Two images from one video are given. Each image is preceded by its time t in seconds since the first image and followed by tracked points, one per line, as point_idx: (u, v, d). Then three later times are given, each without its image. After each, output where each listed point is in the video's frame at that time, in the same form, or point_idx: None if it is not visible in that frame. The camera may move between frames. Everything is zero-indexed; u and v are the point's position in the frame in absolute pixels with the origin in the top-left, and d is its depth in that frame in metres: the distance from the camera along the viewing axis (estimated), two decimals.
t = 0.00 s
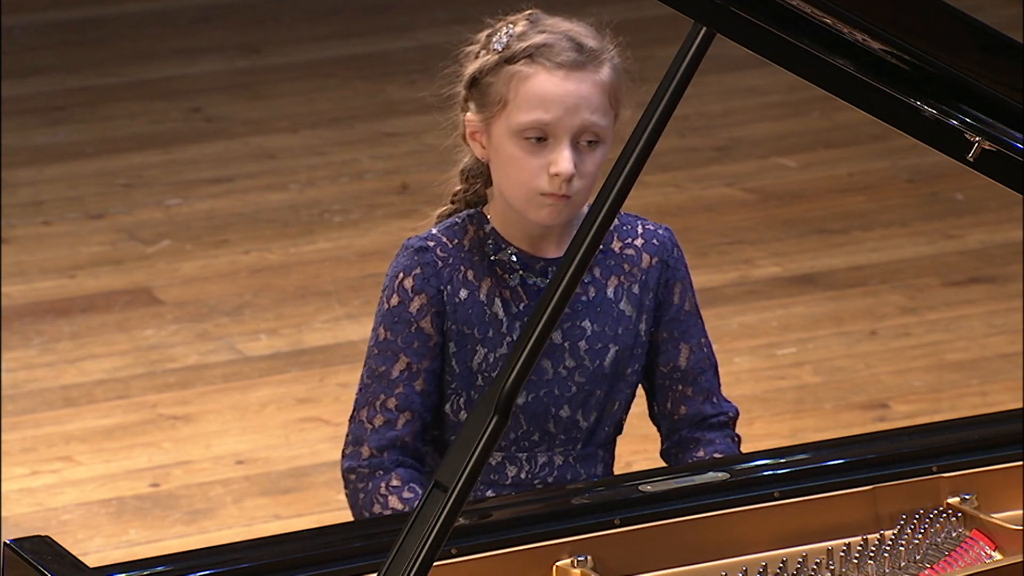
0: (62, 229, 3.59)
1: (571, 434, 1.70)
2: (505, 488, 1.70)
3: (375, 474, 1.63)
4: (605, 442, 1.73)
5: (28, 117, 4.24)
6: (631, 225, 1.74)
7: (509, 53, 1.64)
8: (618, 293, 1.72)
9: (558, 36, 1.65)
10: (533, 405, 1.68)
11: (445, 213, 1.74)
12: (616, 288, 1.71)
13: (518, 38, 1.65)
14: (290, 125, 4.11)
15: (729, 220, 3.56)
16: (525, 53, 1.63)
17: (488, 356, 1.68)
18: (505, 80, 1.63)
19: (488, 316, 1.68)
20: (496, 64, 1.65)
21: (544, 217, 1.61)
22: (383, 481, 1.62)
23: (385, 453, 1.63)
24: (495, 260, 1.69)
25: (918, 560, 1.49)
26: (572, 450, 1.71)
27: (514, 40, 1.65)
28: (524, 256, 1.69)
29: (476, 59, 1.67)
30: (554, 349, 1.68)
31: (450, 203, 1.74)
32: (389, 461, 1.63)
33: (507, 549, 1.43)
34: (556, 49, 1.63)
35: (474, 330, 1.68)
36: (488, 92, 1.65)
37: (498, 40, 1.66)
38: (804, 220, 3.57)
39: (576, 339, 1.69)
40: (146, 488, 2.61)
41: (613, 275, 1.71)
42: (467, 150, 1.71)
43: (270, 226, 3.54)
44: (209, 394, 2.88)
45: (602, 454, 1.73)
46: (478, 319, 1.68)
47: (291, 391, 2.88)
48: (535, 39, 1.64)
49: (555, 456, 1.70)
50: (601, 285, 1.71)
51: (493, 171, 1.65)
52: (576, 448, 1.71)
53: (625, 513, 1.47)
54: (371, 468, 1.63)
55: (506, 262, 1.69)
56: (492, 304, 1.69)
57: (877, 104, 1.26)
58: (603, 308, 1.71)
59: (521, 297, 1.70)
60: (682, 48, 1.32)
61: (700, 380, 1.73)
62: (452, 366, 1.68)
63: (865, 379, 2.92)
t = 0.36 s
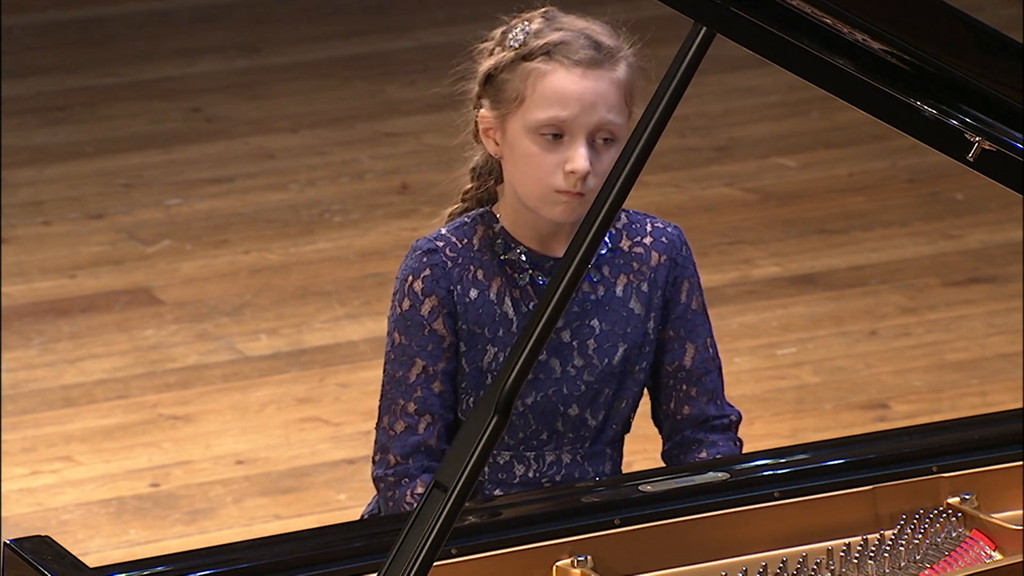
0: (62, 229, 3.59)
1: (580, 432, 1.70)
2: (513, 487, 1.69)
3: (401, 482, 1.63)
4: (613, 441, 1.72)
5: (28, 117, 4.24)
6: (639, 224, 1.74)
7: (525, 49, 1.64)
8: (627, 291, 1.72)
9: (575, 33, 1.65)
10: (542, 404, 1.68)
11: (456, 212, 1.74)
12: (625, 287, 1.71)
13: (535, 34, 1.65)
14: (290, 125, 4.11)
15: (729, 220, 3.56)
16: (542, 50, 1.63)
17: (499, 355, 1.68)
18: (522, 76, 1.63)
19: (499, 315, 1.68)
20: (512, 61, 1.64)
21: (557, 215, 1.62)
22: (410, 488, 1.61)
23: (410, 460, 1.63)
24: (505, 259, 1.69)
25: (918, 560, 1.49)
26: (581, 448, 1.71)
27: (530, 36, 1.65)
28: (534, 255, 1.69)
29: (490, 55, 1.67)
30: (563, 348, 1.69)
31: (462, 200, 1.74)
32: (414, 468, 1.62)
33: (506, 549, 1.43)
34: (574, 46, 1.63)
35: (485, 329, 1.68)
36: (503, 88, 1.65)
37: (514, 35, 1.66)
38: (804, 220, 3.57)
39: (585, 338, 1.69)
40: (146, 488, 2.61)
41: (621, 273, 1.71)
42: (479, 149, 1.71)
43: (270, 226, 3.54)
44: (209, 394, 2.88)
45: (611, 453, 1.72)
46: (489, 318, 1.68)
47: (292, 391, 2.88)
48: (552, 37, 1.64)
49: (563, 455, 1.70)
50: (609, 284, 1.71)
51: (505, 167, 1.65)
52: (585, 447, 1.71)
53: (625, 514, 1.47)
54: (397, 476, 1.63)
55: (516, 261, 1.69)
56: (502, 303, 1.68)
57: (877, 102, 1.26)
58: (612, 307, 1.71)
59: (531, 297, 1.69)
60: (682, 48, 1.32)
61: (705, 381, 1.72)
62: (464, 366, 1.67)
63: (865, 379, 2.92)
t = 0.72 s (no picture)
0: (62, 229, 3.59)
1: (590, 428, 1.70)
2: (524, 483, 1.69)
3: (406, 477, 1.62)
4: (624, 438, 1.72)
5: (27, 117, 4.24)
6: (649, 221, 1.74)
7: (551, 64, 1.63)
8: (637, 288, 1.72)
9: (602, 52, 1.63)
10: (551, 400, 1.69)
11: (472, 199, 1.75)
12: (635, 283, 1.71)
13: (561, 49, 1.64)
14: (290, 125, 4.11)
15: (729, 220, 3.56)
16: (567, 67, 1.62)
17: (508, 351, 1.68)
18: (544, 90, 1.62)
19: (507, 311, 1.69)
20: (536, 73, 1.64)
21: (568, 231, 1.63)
22: (415, 483, 1.61)
23: (415, 455, 1.62)
24: (513, 255, 1.69)
25: (918, 560, 1.49)
26: (591, 444, 1.71)
27: (557, 50, 1.64)
28: (542, 251, 1.69)
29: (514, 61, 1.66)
30: (573, 344, 1.69)
31: (478, 188, 1.75)
32: (420, 464, 1.62)
33: (507, 549, 1.43)
34: (599, 67, 1.62)
35: (493, 325, 1.68)
36: (524, 98, 1.64)
37: (540, 45, 1.65)
38: (804, 220, 3.57)
39: (594, 334, 1.70)
40: (146, 488, 2.61)
41: (632, 270, 1.71)
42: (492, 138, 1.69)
43: (271, 225, 3.54)
44: (209, 394, 2.88)
45: (622, 450, 1.72)
46: (497, 313, 1.68)
47: (291, 391, 2.88)
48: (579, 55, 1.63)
49: (573, 451, 1.70)
50: (620, 280, 1.71)
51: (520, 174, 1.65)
52: (595, 443, 1.71)
53: (625, 513, 1.47)
54: (402, 471, 1.62)
55: (524, 257, 1.69)
56: (511, 298, 1.69)
57: (877, 103, 1.25)
58: (622, 303, 1.71)
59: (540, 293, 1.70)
60: (682, 47, 1.31)
61: (712, 380, 1.71)
62: (472, 361, 1.68)
63: (865, 379, 2.92)
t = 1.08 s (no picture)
0: (63, 229, 3.58)
1: (598, 430, 1.69)
2: (530, 484, 1.68)
3: (403, 470, 1.61)
4: (632, 441, 1.72)
5: (27, 117, 4.23)
6: (662, 226, 1.73)
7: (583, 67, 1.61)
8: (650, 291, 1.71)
9: (632, 58, 1.63)
10: (561, 400, 1.68)
11: (488, 199, 1.75)
12: (648, 286, 1.70)
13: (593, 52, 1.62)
14: (290, 125, 4.11)
15: (729, 220, 3.56)
16: (600, 71, 1.60)
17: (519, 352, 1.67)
18: (575, 92, 1.60)
19: (519, 311, 1.68)
20: (566, 75, 1.62)
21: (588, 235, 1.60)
22: (411, 477, 1.60)
23: (412, 449, 1.61)
24: (526, 256, 1.69)
25: (918, 560, 1.49)
26: (598, 446, 1.71)
27: (589, 53, 1.62)
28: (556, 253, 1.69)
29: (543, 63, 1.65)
30: (584, 345, 1.68)
31: (493, 188, 1.74)
32: (417, 457, 1.61)
33: (507, 549, 1.42)
34: (631, 74, 1.61)
35: (504, 325, 1.67)
36: (553, 100, 1.61)
37: (572, 49, 1.63)
38: (804, 220, 3.57)
39: (607, 336, 1.69)
40: (146, 488, 2.61)
41: (645, 273, 1.71)
42: (513, 138, 1.68)
43: (270, 225, 3.54)
44: (209, 394, 2.88)
45: (628, 453, 1.72)
46: (509, 313, 1.67)
47: (291, 391, 2.88)
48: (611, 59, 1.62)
49: (580, 453, 1.70)
50: (633, 282, 1.70)
51: (542, 177, 1.62)
52: (602, 445, 1.71)
53: (625, 513, 1.47)
54: (399, 463, 1.61)
55: (540, 257, 1.69)
56: (523, 299, 1.68)
57: (878, 102, 1.25)
58: (635, 306, 1.70)
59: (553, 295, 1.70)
60: (682, 47, 1.30)
61: (717, 388, 1.70)
62: (481, 361, 1.66)
63: (865, 379, 2.92)
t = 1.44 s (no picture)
0: (62, 229, 3.58)
1: (603, 435, 1.69)
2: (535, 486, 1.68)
3: (409, 468, 1.62)
4: (636, 448, 1.72)
5: (27, 116, 4.23)
6: (675, 238, 1.72)
7: (598, 58, 1.62)
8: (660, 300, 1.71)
9: (645, 49, 1.64)
10: (568, 404, 1.68)
11: (499, 203, 1.73)
12: (659, 295, 1.70)
13: (607, 44, 1.63)
14: (290, 125, 4.11)
15: (729, 220, 3.56)
16: (614, 63, 1.61)
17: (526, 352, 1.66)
18: (590, 84, 1.61)
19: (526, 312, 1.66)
20: (581, 67, 1.62)
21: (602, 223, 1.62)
22: (417, 476, 1.61)
23: (419, 448, 1.62)
24: (535, 258, 1.68)
25: (918, 560, 1.49)
26: (603, 452, 1.71)
27: (603, 46, 1.63)
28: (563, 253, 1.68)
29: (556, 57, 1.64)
30: (591, 349, 1.68)
31: (506, 191, 1.72)
32: (423, 456, 1.62)
33: (507, 549, 1.42)
34: (644, 64, 1.63)
35: (512, 325, 1.66)
36: (567, 92, 1.62)
37: (587, 42, 1.63)
38: (804, 220, 3.57)
39: (615, 341, 1.68)
40: (146, 488, 2.61)
41: (656, 282, 1.70)
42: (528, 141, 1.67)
43: (270, 225, 3.55)
44: (209, 394, 2.88)
45: (633, 459, 1.72)
46: (517, 314, 1.66)
47: (291, 391, 2.88)
48: (624, 51, 1.63)
49: (585, 457, 1.69)
50: (644, 290, 1.70)
51: (556, 171, 1.63)
52: (608, 451, 1.71)
53: (625, 513, 1.47)
54: (405, 462, 1.62)
55: (547, 259, 1.68)
56: (531, 300, 1.67)
57: (878, 102, 1.25)
58: (645, 313, 1.69)
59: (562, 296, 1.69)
60: (683, 48, 1.30)
61: (712, 403, 1.69)
62: (487, 360, 1.66)
63: (865, 379, 2.92)
